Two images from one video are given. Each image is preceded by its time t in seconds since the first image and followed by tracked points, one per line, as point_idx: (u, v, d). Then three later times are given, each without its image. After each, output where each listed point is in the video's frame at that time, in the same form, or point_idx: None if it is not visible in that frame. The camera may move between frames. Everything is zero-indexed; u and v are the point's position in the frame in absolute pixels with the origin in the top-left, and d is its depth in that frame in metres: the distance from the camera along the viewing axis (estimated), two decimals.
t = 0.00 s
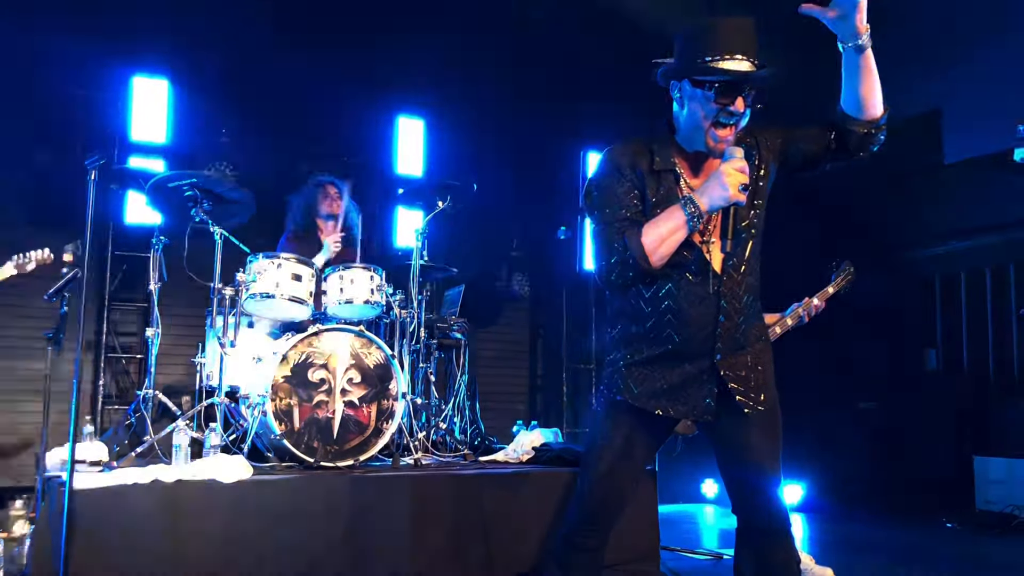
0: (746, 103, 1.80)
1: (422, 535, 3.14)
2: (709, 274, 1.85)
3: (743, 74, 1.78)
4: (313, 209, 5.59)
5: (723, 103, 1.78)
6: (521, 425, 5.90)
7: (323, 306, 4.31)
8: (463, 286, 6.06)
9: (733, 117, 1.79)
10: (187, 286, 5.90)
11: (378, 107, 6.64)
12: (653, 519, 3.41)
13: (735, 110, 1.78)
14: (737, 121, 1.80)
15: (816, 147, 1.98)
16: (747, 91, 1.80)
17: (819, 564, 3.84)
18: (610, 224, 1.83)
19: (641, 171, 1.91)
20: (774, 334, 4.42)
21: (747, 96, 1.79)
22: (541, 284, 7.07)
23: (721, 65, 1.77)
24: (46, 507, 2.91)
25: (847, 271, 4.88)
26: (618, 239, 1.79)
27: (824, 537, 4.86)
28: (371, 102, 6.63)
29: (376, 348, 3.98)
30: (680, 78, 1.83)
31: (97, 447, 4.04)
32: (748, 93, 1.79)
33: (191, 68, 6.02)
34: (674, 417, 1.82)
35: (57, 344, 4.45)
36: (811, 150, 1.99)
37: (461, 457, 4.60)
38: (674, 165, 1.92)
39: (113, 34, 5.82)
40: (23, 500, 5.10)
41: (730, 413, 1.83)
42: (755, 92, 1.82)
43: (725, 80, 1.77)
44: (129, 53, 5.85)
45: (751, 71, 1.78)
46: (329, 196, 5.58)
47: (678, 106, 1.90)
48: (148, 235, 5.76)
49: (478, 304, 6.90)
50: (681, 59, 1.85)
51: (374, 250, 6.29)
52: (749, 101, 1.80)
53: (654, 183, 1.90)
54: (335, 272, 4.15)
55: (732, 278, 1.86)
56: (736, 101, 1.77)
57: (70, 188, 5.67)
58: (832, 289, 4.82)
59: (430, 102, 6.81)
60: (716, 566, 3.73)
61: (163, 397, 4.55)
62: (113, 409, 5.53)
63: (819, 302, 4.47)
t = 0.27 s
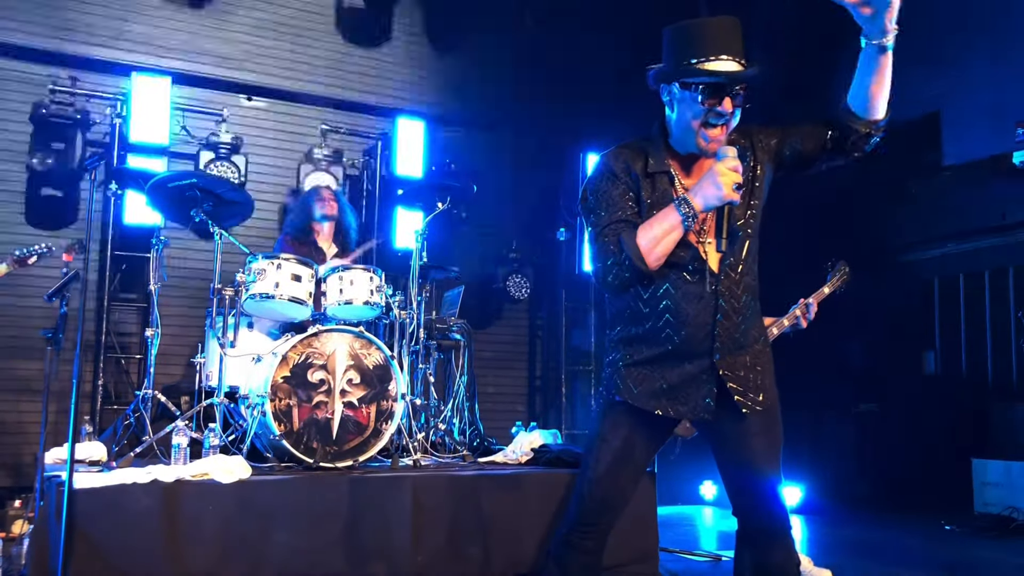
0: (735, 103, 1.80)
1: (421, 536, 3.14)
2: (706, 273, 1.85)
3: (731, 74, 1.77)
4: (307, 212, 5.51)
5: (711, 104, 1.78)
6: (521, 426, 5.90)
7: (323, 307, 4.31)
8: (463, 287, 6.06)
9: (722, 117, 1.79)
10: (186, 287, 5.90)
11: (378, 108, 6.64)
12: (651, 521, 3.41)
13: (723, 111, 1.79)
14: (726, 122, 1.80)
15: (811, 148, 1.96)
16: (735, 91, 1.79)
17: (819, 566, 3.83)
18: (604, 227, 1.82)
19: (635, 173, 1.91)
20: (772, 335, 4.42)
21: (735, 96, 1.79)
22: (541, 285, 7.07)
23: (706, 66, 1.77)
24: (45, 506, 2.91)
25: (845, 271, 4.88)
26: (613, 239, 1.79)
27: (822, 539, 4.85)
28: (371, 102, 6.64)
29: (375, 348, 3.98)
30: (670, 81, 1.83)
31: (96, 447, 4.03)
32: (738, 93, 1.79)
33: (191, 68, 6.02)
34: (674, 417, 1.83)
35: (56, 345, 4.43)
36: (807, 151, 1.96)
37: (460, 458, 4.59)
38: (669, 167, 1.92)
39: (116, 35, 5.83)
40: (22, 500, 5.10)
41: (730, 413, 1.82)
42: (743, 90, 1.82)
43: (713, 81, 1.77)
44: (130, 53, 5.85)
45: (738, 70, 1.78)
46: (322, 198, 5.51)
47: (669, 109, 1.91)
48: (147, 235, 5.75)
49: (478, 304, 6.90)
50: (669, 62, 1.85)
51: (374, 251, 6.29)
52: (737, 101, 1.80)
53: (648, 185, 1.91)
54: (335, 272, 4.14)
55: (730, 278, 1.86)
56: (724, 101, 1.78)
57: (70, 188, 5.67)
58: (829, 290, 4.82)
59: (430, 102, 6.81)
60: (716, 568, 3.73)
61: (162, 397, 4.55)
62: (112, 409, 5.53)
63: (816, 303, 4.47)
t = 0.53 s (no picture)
0: (724, 102, 1.79)
1: (420, 539, 3.14)
2: (696, 269, 1.85)
3: (718, 70, 1.77)
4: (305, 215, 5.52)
5: (698, 100, 1.77)
6: (520, 429, 5.89)
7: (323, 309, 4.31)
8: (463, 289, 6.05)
9: (709, 114, 1.78)
10: (187, 288, 5.90)
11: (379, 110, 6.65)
12: (650, 523, 3.41)
13: (711, 108, 1.78)
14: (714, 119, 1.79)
15: (796, 161, 1.97)
16: (724, 89, 1.78)
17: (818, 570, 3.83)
18: (594, 219, 1.84)
19: (626, 170, 1.91)
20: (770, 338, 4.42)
21: (724, 94, 1.78)
22: (542, 288, 7.06)
23: (693, 63, 1.78)
24: (43, 507, 2.90)
25: (844, 274, 4.88)
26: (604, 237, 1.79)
27: (822, 543, 4.84)
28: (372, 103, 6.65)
29: (375, 351, 3.97)
30: (660, 79, 1.84)
31: (96, 448, 4.03)
32: (728, 90, 1.79)
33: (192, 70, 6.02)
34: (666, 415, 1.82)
35: (57, 345, 4.45)
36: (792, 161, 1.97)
37: (460, 460, 4.59)
38: (662, 163, 1.91)
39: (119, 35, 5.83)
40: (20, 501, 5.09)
41: (722, 413, 1.82)
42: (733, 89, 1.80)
43: (700, 77, 1.77)
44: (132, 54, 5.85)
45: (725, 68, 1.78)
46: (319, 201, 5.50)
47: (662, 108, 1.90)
48: (147, 236, 5.75)
49: (477, 307, 6.89)
50: (660, 61, 1.85)
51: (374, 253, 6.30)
52: (726, 99, 1.79)
53: (640, 181, 1.90)
54: (335, 275, 4.14)
55: (719, 275, 1.86)
56: (711, 98, 1.77)
57: (70, 189, 5.66)
58: (828, 293, 4.81)
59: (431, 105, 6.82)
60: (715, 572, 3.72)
61: (162, 398, 4.55)
62: (112, 410, 5.52)
63: (815, 306, 4.47)
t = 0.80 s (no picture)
0: (659, 101, 1.72)
1: (422, 541, 3.14)
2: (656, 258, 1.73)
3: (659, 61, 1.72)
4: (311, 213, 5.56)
5: (631, 103, 1.74)
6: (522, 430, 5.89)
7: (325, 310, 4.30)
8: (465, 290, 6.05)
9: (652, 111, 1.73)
10: (189, 288, 5.90)
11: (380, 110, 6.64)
12: (652, 525, 3.41)
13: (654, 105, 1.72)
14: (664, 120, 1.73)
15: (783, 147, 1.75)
16: (656, 88, 1.71)
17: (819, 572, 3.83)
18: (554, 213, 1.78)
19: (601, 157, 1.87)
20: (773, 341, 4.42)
21: (654, 93, 1.71)
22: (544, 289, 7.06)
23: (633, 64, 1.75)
24: (44, 508, 2.89)
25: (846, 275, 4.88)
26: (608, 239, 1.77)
27: (824, 546, 4.84)
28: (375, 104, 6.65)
29: (378, 352, 3.97)
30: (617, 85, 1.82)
31: (97, 448, 4.02)
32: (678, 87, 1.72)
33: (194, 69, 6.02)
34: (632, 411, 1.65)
35: (59, 344, 4.44)
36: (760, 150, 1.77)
37: (461, 462, 4.58)
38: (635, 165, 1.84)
39: (122, 36, 5.83)
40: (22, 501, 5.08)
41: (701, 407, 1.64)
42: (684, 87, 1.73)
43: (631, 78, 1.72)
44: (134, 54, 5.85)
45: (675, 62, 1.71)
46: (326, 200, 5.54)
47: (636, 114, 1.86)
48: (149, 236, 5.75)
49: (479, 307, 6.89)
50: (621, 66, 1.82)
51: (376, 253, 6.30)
52: (660, 98, 1.71)
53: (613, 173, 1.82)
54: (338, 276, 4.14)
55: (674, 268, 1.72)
56: (640, 100, 1.72)
57: (72, 188, 5.66)
58: (831, 295, 4.81)
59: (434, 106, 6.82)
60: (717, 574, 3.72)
61: (163, 398, 4.54)
62: (113, 410, 5.52)
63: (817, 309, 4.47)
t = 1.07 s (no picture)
0: (611, 98, 1.73)
1: (422, 541, 3.14)
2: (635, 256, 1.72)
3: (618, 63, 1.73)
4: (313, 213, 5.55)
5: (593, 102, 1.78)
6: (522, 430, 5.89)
7: (325, 309, 4.30)
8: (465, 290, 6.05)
9: (609, 112, 1.74)
10: (190, 288, 5.90)
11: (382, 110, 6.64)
12: (652, 525, 3.43)
13: (611, 105, 1.73)
14: (623, 123, 1.72)
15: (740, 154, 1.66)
16: (607, 87, 1.73)
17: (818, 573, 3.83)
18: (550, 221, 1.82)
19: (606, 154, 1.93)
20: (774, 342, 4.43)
21: (604, 91, 1.73)
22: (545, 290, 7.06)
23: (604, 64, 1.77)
24: (46, 507, 2.90)
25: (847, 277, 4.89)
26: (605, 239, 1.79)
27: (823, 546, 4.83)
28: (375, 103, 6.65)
29: (378, 351, 3.96)
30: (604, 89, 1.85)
31: (98, 447, 4.03)
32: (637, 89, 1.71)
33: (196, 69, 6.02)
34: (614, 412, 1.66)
35: (60, 344, 4.46)
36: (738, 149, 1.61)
37: (462, 462, 4.59)
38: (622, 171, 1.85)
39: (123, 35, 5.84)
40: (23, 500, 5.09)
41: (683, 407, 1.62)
42: (643, 88, 1.71)
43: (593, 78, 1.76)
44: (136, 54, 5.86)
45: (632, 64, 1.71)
46: (326, 200, 5.53)
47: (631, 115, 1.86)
48: (151, 236, 5.76)
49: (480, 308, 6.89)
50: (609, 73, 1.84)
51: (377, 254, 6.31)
52: (610, 95, 1.72)
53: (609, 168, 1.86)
54: (338, 276, 4.14)
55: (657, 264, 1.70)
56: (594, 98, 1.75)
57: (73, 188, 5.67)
58: (831, 296, 4.82)
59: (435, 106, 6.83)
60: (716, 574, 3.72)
61: (164, 398, 4.55)
62: (114, 410, 5.52)
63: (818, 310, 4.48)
